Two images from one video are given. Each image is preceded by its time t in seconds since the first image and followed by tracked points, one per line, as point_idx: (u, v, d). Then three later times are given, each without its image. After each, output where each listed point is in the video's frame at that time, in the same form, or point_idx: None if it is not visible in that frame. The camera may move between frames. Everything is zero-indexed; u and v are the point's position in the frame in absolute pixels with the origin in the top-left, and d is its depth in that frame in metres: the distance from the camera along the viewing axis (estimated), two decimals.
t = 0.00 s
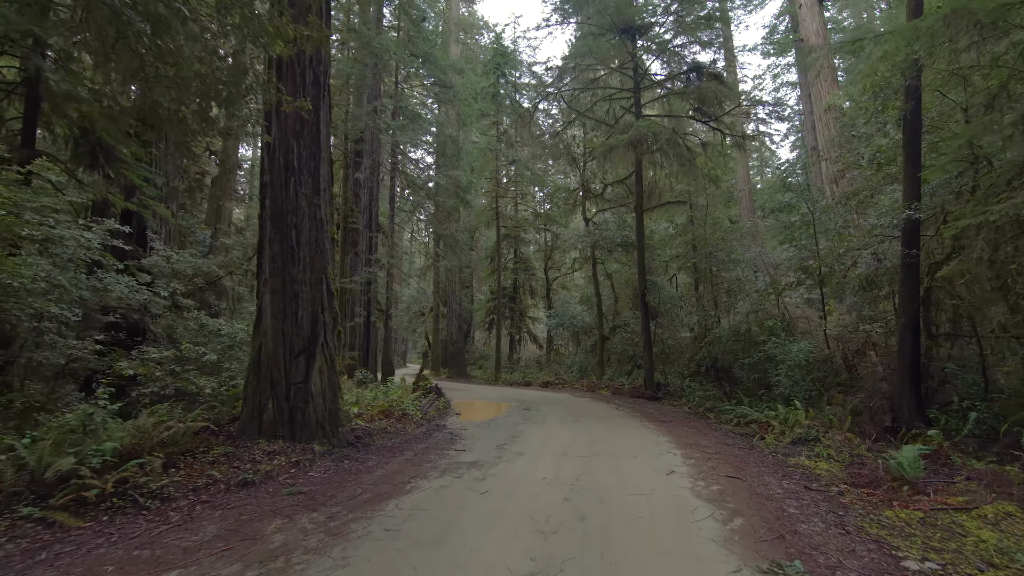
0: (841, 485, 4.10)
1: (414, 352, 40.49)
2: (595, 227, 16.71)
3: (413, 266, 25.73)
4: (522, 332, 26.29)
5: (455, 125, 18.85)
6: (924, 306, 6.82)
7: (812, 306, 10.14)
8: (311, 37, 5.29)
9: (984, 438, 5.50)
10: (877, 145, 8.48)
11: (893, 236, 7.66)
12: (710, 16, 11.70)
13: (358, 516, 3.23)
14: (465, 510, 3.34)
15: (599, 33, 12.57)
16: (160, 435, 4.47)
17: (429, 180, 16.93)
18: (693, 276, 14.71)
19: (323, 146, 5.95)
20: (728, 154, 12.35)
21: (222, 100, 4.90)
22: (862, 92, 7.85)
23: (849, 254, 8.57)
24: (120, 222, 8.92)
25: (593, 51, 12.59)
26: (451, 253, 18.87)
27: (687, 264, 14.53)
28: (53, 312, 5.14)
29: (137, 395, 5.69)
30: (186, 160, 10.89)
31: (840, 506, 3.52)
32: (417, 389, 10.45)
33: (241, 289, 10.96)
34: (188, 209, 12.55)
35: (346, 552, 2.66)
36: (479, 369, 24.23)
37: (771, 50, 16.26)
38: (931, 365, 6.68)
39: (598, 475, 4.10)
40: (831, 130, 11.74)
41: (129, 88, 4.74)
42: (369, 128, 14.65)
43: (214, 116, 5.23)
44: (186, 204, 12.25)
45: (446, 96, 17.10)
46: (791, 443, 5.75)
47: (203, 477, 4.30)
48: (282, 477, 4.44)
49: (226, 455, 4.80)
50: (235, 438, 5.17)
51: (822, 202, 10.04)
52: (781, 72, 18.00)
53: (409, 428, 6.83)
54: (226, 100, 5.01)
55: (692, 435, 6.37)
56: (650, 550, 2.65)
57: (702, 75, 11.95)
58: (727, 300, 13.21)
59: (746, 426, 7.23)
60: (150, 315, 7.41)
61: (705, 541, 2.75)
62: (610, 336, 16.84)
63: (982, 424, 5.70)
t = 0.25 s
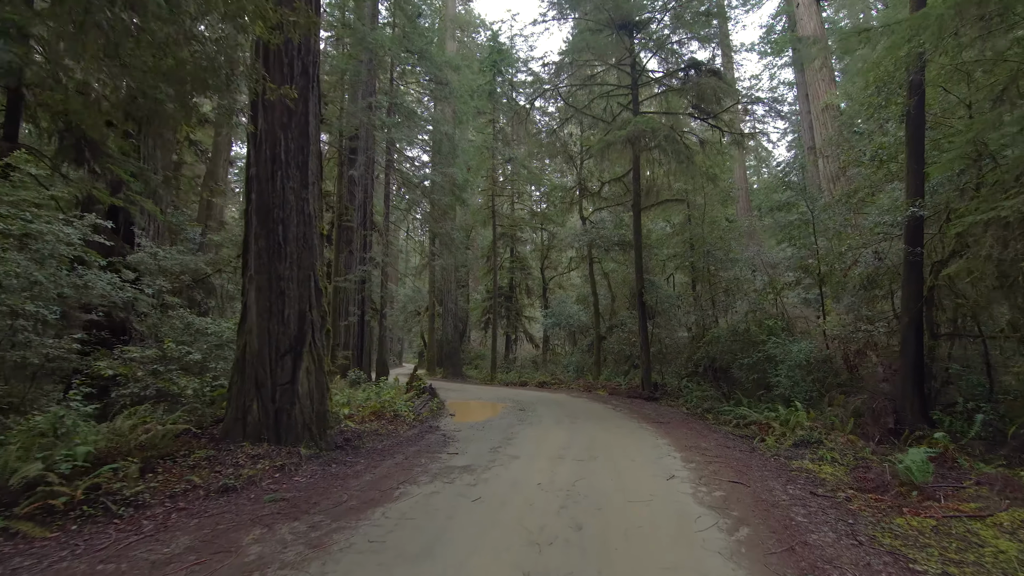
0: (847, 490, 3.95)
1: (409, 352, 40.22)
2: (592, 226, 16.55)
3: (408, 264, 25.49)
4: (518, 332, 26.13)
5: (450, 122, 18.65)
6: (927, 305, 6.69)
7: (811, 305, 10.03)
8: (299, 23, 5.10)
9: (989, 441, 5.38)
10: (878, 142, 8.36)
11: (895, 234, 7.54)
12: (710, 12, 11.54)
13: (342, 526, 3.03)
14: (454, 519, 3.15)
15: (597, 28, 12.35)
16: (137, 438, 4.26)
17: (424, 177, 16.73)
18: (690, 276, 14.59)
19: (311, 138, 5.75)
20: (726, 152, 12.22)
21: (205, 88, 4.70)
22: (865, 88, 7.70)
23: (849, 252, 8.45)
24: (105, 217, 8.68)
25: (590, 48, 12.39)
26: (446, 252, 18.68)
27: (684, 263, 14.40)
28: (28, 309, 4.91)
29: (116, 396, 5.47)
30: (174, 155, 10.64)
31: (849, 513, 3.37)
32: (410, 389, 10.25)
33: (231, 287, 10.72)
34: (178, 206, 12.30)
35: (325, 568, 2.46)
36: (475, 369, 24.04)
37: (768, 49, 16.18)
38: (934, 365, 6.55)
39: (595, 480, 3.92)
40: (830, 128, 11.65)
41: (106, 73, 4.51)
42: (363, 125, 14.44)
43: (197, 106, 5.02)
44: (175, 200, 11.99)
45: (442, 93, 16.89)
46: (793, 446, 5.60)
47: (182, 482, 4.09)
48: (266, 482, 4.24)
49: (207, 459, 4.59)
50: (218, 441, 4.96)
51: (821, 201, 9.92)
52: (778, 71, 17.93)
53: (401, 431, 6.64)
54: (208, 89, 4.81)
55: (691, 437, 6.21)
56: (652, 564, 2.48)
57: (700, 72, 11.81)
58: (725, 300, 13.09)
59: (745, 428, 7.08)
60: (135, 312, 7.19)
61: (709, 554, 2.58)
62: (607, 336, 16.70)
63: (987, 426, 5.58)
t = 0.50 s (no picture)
0: (854, 496, 3.80)
1: (404, 351, 39.95)
2: (589, 224, 16.40)
3: (403, 263, 25.25)
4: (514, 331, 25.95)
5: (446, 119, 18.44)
6: (930, 304, 6.56)
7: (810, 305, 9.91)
8: (286, 8, 4.90)
9: (995, 443, 5.25)
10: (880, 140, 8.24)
11: (897, 232, 7.42)
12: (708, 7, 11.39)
13: (324, 538, 2.84)
14: (443, 530, 2.97)
15: (595, 24, 12.10)
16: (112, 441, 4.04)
17: (419, 175, 16.53)
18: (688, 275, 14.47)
19: (299, 130, 5.55)
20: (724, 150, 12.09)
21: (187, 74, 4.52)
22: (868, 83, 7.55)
23: (850, 251, 8.32)
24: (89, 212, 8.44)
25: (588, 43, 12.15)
26: (442, 251, 18.49)
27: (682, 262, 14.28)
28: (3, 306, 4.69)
29: (93, 396, 5.26)
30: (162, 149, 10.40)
31: (858, 521, 3.21)
32: (404, 389, 10.05)
33: (220, 285, 10.49)
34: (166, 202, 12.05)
35: None
36: (470, 369, 23.85)
37: (766, 49, 16.10)
38: (937, 365, 6.43)
39: (591, 486, 3.75)
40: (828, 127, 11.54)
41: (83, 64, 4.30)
42: (358, 122, 14.23)
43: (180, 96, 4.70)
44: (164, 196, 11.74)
45: (437, 90, 16.68)
46: (795, 448, 5.45)
47: (158, 488, 3.88)
48: (248, 488, 4.05)
49: (187, 463, 4.38)
50: (199, 444, 4.76)
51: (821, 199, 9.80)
52: (775, 71, 17.85)
53: (392, 432, 6.46)
54: (189, 76, 4.59)
55: (690, 439, 6.05)
56: None
57: (699, 68, 11.66)
58: (722, 299, 12.97)
59: (745, 429, 6.94)
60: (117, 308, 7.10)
61: (713, 568, 2.42)
62: (603, 335, 16.55)
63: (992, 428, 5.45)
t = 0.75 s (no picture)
0: (863, 502, 3.64)
1: (400, 351, 39.66)
2: (585, 223, 16.23)
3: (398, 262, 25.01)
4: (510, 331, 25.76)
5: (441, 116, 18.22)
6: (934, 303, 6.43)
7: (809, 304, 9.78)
8: None
9: (1002, 445, 5.12)
10: (881, 137, 8.10)
11: (899, 230, 7.29)
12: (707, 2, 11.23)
13: (303, 551, 2.65)
14: (432, 540, 2.79)
15: (593, 19, 11.95)
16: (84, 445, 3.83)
17: (414, 172, 16.31)
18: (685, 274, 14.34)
19: (287, 121, 5.34)
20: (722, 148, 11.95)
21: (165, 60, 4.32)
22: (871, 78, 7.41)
23: (851, 249, 8.18)
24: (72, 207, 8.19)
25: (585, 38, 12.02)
26: (437, 249, 18.28)
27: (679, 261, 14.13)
28: None
29: (70, 396, 5.06)
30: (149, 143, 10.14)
31: (870, 530, 3.05)
32: (397, 390, 9.84)
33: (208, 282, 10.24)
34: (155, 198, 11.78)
35: None
36: (466, 368, 23.65)
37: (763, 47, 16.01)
38: (941, 365, 6.30)
39: (589, 492, 3.57)
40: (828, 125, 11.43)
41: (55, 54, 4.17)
42: (352, 118, 14.00)
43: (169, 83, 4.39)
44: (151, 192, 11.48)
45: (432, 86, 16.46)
46: (797, 451, 5.30)
47: (132, 495, 3.67)
48: (229, 494, 3.84)
49: (165, 468, 4.17)
50: (179, 447, 4.54)
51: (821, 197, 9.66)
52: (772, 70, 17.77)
53: (383, 434, 6.26)
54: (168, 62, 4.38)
55: (690, 441, 5.89)
56: None
57: (697, 64, 11.49)
58: (720, 298, 12.83)
59: (745, 431, 6.78)
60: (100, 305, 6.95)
61: None
62: (600, 334, 16.39)
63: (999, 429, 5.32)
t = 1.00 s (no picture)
0: (873, 509, 3.48)
1: (395, 350, 39.37)
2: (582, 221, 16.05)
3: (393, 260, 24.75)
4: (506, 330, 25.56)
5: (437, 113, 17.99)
6: (939, 302, 6.29)
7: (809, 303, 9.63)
8: None
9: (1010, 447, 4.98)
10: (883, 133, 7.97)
11: (902, 227, 7.15)
12: None
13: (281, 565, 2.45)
14: (420, 553, 2.60)
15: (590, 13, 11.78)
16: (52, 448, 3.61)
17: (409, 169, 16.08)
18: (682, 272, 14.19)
19: (273, 111, 5.12)
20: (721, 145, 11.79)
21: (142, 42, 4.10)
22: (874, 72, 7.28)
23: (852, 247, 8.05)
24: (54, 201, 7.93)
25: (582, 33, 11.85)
26: (432, 247, 18.06)
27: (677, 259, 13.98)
28: None
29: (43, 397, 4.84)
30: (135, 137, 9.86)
31: (884, 539, 2.89)
32: (390, 389, 9.63)
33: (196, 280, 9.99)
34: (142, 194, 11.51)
35: None
36: (462, 367, 23.44)
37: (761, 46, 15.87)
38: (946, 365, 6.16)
39: (587, 499, 3.40)
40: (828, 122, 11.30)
41: (34, 39, 3.92)
42: (346, 114, 13.76)
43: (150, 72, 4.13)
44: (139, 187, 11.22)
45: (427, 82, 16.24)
46: (800, 454, 5.14)
47: (103, 502, 3.45)
48: (207, 501, 3.64)
49: (141, 473, 3.96)
50: (157, 451, 4.33)
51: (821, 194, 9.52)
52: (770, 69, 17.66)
53: (373, 436, 6.06)
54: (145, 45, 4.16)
55: (690, 443, 5.72)
56: None
57: (695, 61, 11.31)
58: (718, 297, 12.69)
59: (745, 432, 6.62)
60: (83, 303, 6.68)
61: None
62: (596, 334, 16.21)
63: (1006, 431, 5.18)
